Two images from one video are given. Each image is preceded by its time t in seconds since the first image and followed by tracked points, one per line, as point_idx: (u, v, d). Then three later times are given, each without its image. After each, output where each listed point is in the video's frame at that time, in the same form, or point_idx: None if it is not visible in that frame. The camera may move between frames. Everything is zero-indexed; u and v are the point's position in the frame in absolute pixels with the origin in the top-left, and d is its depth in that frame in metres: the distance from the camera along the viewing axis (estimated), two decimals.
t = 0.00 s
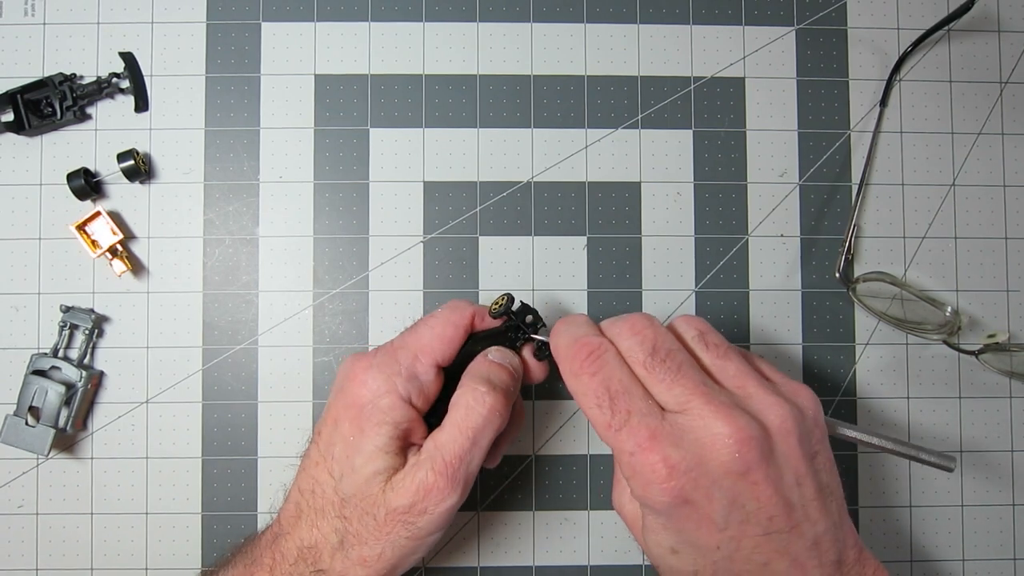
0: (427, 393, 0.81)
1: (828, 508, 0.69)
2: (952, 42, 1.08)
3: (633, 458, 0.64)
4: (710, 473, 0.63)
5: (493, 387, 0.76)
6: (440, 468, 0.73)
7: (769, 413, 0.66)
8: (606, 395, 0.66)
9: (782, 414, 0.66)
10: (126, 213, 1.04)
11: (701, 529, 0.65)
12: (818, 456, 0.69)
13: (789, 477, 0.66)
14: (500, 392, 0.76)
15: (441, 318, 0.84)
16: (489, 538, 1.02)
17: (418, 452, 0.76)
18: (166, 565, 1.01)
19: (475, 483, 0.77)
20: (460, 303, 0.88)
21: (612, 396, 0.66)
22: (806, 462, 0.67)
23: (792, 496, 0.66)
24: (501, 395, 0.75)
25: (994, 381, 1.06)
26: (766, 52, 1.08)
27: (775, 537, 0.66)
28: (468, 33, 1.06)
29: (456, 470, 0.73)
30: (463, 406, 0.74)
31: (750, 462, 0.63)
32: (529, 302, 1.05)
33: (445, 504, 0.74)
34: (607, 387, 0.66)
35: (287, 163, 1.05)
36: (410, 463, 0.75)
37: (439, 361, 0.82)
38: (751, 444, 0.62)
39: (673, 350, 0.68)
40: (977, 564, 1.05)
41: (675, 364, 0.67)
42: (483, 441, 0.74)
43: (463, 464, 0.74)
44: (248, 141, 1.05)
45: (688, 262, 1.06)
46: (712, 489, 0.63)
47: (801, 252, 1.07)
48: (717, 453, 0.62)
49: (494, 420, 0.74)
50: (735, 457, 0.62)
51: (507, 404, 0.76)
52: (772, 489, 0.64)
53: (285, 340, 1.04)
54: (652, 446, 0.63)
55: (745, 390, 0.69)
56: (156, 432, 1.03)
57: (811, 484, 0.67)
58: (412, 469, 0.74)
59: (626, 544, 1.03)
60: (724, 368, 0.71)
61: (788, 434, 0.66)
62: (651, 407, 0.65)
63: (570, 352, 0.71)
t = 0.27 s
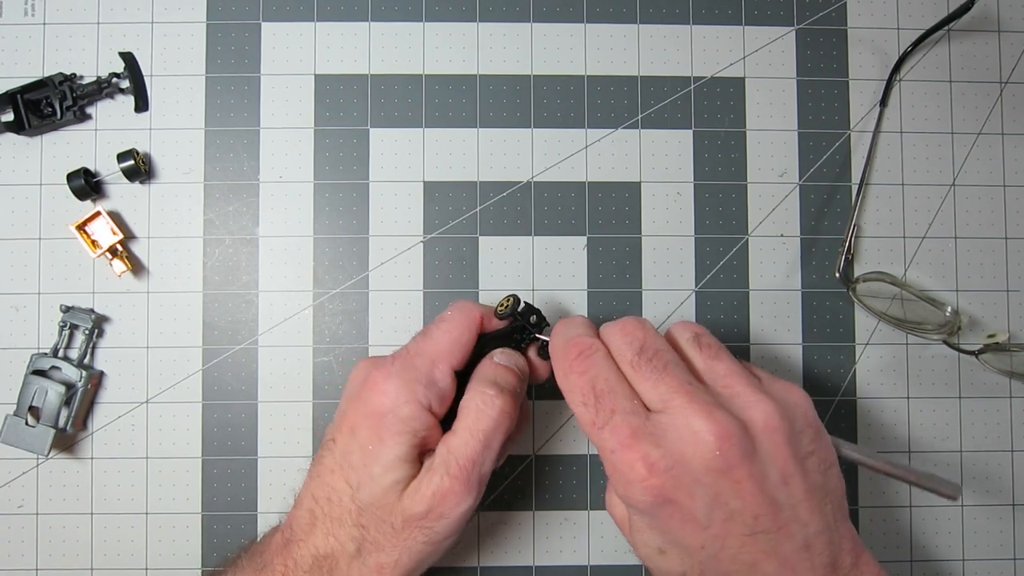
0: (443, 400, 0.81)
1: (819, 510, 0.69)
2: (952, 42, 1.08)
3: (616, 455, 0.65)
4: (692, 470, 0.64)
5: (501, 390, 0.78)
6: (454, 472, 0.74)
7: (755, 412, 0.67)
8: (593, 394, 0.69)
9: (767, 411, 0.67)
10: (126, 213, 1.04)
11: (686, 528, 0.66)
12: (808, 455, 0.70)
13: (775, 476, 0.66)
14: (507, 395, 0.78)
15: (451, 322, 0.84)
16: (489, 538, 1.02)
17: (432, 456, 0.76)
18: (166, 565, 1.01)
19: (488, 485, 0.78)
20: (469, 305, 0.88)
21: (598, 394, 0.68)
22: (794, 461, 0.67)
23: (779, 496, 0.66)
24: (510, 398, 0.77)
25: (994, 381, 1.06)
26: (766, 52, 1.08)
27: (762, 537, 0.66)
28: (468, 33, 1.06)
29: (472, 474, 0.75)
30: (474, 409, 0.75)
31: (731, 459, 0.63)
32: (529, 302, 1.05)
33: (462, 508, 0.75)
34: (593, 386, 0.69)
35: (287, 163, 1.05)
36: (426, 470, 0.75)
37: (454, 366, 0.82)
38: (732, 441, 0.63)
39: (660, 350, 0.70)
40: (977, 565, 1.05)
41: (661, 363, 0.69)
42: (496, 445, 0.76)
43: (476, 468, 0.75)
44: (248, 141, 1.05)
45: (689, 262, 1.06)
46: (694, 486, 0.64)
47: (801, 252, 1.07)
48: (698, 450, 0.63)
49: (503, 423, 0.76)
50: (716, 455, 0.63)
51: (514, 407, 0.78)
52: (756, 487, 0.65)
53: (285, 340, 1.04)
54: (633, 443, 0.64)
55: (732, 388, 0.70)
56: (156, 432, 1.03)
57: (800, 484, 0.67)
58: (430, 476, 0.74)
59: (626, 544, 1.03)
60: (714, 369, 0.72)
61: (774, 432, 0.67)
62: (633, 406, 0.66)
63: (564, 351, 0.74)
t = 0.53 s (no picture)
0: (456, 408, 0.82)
1: (817, 496, 0.69)
2: (952, 42, 1.08)
3: (610, 436, 0.67)
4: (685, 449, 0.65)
5: (510, 396, 0.80)
6: (470, 479, 0.77)
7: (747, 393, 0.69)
8: (586, 379, 0.72)
9: (759, 391, 0.69)
10: (126, 213, 1.04)
11: (683, 513, 0.66)
12: (802, 440, 0.71)
13: (769, 458, 0.67)
14: (516, 399, 0.81)
15: (457, 327, 0.84)
16: (489, 538, 1.02)
17: (447, 465, 0.78)
18: (166, 565, 1.01)
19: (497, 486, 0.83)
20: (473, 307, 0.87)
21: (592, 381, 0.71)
22: (788, 442, 0.69)
23: (774, 477, 0.67)
24: (518, 402, 0.81)
25: (994, 381, 1.06)
26: (766, 52, 1.08)
27: (758, 520, 0.66)
28: (468, 33, 1.06)
29: (486, 479, 0.78)
30: (484, 416, 0.78)
31: (723, 437, 0.65)
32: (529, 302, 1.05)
33: (479, 513, 0.79)
34: (588, 371, 0.72)
35: (287, 163, 1.05)
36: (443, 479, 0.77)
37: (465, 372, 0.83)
38: (724, 418, 0.65)
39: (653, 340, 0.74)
40: (977, 565, 1.05)
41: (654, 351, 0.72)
42: (507, 449, 0.79)
43: (490, 473, 0.78)
44: (248, 141, 1.05)
45: (689, 262, 1.06)
46: (688, 466, 0.65)
47: (801, 252, 1.07)
48: (691, 428, 0.65)
49: (513, 427, 0.79)
50: (707, 433, 0.65)
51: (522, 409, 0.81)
52: (751, 467, 0.66)
53: (284, 340, 1.04)
54: (626, 424, 0.66)
55: (726, 376, 0.72)
56: (156, 432, 1.03)
57: (794, 466, 0.68)
58: (449, 485, 0.76)
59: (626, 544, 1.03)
60: (706, 361, 0.75)
61: (766, 412, 0.68)
62: (627, 390, 0.69)
63: (560, 344, 0.77)
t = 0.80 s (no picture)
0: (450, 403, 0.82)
1: (830, 455, 0.71)
2: (952, 42, 1.08)
3: (633, 402, 0.66)
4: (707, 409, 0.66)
5: (507, 391, 0.80)
6: (462, 473, 0.76)
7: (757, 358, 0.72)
8: (595, 352, 0.69)
9: (768, 355, 0.72)
10: (126, 213, 1.04)
11: (710, 476, 0.66)
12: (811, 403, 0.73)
13: (785, 418, 0.69)
14: (513, 395, 0.80)
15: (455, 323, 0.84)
16: (489, 538, 1.02)
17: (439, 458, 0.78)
18: (165, 564, 1.01)
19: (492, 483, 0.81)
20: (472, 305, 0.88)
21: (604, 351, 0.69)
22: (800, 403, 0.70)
23: (791, 435, 0.69)
24: (515, 398, 0.80)
25: (994, 381, 1.06)
26: (766, 52, 1.08)
27: (781, 479, 0.67)
28: (468, 33, 1.06)
29: (478, 474, 0.77)
30: (480, 410, 0.78)
31: (743, 395, 0.66)
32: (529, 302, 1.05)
33: (470, 509, 0.77)
34: (596, 343, 0.70)
35: (287, 163, 1.05)
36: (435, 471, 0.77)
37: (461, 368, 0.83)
38: (742, 376, 0.67)
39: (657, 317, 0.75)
40: (977, 564, 1.05)
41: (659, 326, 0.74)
42: (501, 445, 0.78)
43: (482, 468, 0.77)
44: (248, 141, 1.05)
45: (688, 262, 1.06)
46: (710, 427, 0.66)
47: (801, 252, 1.07)
48: (711, 389, 0.66)
49: (510, 423, 0.78)
50: (728, 392, 0.66)
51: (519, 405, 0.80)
52: (770, 425, 0.67)
53: (284, 339, 1.04)
54: (648, 388, 0.66)
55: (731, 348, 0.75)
56: (156, 432, 1.03)
57: (807, 425, 0.70)
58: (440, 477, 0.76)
59: (626, 544, 1.03)
60: (706, 340, 0.78)
61: (777, 375, 0.70)
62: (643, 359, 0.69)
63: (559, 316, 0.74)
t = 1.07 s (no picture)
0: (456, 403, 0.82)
1: (823, 465, 0.70)
2: (952, 42, 1.08)
3: (617, 417, 0.66)
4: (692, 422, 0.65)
5: (511, 391, 0.80)
6: (469, 473, 0.76)
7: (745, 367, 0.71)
8: (582, 364, 0.70)
9: (757, 365, 0.71)
10: (126, 213, 1.04)
11: (695, 489, 0.66)
12: (803, 413, 0.72)
13: (773, 429, 0.68)
14: (517, 395, 0.80)
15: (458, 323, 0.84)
16: (489, 538, 1.02)
17: (446, 459, 0.78)
18: (165, 564, 1.01)
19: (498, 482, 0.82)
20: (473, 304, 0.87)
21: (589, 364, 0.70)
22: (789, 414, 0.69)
23: (779, 447, 0.68)
24: (519, 397, 0.80)
25: (994, 381, 1.06)
26: (766, 52, 1.08)
27: (768, 492, 0.66)
28: (468, 33, 1.06)
29: (485, 475, 0.77)
30: (485, 410, 0.78)
31: (730, 408, 0.66)
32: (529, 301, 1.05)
33: (477, 507, 0.78)
34: (584, 356, 0.71)
35: (287, 163, 1.05)
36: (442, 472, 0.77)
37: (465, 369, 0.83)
38: (729, 388, 0.66)
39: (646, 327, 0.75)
40: (976, 564, 1.05)
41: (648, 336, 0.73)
42: (507, 445, 0.79)
43: (489, 467, 0.78)
44: (248, 141, 1.05)
45: (688, 262, 1.06)
46: (695, 441, 0.65)
47: (801, 252, 1.07)
48: (697, 401, 0.66)
49: (515, 422, 0.78)
50: (713, 404, 0.65)
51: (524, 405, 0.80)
52: (757, 436, 0.66)
53: (284, 339, 1.04)
54: (631, 402, 0.65)
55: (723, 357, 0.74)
56: (156, 432, 1.03)
57: (797, 436, 0.69)
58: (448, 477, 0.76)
59: (626, 544, 1.03)
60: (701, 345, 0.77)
61: (766, 385, 0.70)
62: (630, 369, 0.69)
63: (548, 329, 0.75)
